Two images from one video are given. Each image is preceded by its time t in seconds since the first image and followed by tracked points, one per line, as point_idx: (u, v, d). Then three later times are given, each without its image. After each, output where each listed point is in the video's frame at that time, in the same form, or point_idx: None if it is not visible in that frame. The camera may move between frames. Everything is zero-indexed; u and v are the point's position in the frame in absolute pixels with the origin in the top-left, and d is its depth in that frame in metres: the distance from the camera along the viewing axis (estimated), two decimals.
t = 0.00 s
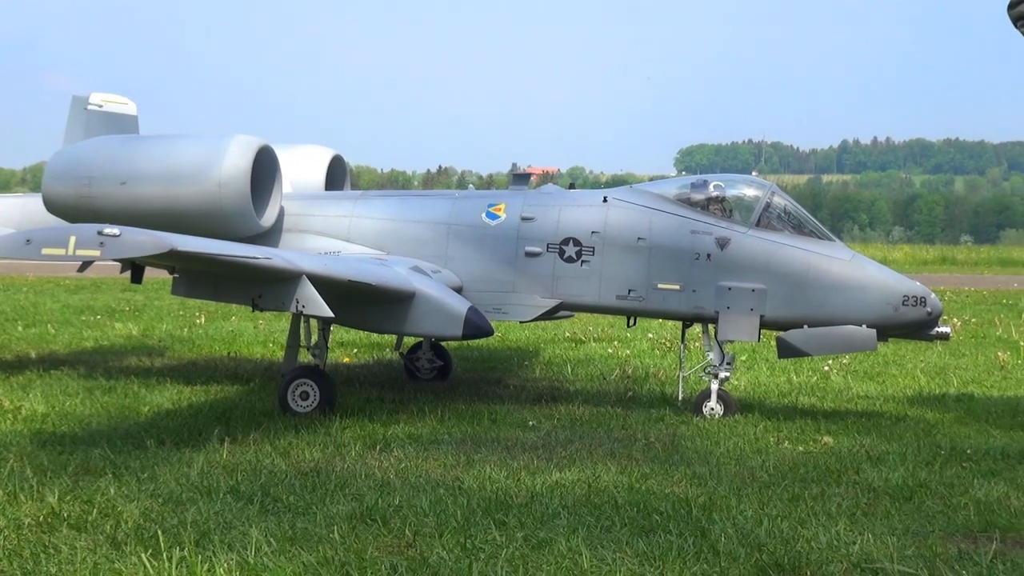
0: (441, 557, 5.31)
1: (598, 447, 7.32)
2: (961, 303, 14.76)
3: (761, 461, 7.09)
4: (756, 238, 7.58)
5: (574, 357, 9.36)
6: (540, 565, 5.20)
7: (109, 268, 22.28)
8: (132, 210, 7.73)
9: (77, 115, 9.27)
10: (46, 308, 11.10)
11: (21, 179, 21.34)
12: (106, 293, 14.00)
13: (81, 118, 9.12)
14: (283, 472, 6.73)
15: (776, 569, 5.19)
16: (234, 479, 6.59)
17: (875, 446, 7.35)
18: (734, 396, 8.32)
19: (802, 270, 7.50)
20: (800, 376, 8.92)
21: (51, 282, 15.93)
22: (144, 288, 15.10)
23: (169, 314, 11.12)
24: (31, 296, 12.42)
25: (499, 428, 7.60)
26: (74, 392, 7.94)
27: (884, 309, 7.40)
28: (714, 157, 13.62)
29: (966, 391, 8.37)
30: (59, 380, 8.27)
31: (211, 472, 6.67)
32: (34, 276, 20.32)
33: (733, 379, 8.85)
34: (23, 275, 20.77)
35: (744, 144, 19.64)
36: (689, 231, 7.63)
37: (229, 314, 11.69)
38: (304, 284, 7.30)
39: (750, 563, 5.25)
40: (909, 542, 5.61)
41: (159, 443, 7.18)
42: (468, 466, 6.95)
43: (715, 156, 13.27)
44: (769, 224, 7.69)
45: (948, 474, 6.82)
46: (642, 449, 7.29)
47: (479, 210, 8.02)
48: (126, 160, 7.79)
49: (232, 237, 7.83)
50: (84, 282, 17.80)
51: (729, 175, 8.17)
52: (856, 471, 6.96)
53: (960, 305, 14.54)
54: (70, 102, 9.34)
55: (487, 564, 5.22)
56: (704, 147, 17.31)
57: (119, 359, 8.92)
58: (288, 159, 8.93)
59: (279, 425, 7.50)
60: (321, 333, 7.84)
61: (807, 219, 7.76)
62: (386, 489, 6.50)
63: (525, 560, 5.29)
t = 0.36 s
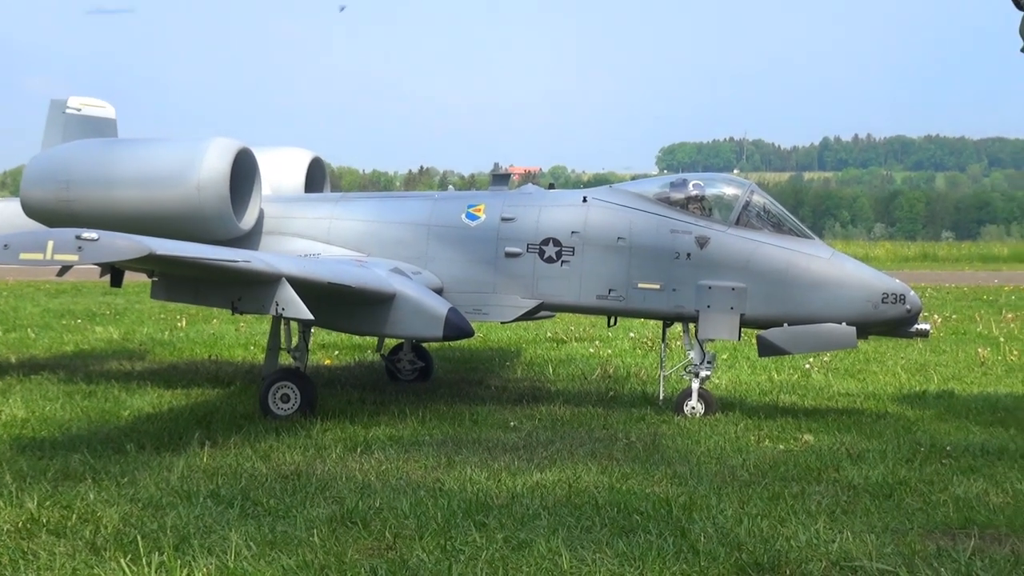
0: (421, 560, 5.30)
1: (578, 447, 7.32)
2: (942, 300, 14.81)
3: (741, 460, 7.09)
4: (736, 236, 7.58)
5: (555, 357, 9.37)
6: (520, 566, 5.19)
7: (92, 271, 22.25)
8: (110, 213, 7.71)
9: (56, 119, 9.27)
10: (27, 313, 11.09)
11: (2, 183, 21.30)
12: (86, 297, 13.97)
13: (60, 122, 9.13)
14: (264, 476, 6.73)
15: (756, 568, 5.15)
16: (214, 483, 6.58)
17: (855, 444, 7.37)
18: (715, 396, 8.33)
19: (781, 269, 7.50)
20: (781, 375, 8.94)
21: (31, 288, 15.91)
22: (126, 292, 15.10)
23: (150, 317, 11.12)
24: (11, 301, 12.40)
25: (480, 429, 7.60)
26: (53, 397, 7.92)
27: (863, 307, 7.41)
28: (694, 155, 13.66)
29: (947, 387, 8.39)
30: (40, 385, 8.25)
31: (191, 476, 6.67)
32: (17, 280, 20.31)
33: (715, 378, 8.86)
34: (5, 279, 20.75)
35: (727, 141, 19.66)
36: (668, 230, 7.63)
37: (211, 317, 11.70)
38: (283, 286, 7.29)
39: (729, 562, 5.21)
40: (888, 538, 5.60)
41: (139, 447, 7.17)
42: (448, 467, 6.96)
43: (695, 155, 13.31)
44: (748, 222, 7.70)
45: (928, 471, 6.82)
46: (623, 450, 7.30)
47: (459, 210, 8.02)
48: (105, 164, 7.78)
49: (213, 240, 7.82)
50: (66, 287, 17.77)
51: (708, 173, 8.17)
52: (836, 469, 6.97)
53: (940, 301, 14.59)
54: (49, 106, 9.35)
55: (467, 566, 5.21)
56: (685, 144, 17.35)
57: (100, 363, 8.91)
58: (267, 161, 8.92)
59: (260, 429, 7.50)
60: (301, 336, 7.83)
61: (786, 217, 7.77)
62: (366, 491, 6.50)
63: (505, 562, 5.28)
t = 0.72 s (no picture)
0: (404, 560, 5.29)
1: (563, 447, 7.32)
2: (926, 300, 14.91)
3: (725, 460, 7.10)
4: (720, 237, 7.59)
5: (540, 357, 9.38)
6: (503, 566, 5.18)
7: (77, 272, 22.20)
8: (93, 213, 7.71)
9: (39, 119, 9.26)
10: (11, 313, 11.06)
11: None
12: (70, 297, 13.96)
13: (43, 122, 9.12)
14: (248, 476, 6.73)
15: (739, 568, 5.12)
16: (197, 483, 6.57)
17: (839, 443, 7.39)
18: (699, 396, 8.33)
19: (765, 269, 7.51)
20: (765, 375, 8.95)
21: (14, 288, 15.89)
22: (109, 292, 15.07)
23: (134, 318, 11.10)
24: None
25: (464, 429, 7.59)
26: (37, 397, 7.90)
27: (847, 307, 7.42)
28: (679, 155, 13.69)
29: (931, 387, 8.41)
30: (23, 386, 8.23)
31: (174, 477, 6.66)
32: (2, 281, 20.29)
33: (699, 377, 8.87)
34: None
35: (712, 142, 19.71)
36: (653, 230, 7.64)
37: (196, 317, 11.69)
38: (267, 286, 7.29)
39: (713, 562, 5.18)
40: (870, 537, 5.59)
41: (122, 447, 7.14)
42: (433, 467, 6.96)
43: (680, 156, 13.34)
44: (732, 223, 7.71)
45: (911, 471, 6.84)
46: (607, 450, 7.30)
47: (443, 210, 8.02)
48: (89, 165, 7.77)
49: (197, 240, 7.81)
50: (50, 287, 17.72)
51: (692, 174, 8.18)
52: (820, 469, 6.99)
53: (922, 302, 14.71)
54: (33, 106, 9.34)
55: (450, 565, 5.20)
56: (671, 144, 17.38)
57: (84, 363, 8.89)
58: (252, 162, 8.92)
59: (244, 429, 7.48)
60: (286, 336, 7.82)
61: (770, 217, 7.78)
62: (350, 492, 6.50)
63: (488, 561, 5.27)
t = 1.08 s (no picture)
0: (402, 562, 5.30)
1: (560, 449, 7.32)
2: (922, 302, 14.96)
3: (722, 462, 7.12)
4: (717, 239, 7.60)
5: (536, 359, 9.38)
6: (503, 568, 5.18)
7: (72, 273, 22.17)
8: (89, 214, 7.69)
9: (35, 119, 9.25)
10: (7, 314, 11.04)
11: None
12: (65, 298, 13.96)
13: (39, 123, 9.11)
14: (245, 478, 6.72)
15: (737, 570, 5.12)
16: (195, 485, 6.57)
17: (836, 445, 7.41)
18: (696, 397, 8.33)
19: (761, 271, 7.52)
20: (762, 376, 8.96)
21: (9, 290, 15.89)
22: (104, 292, 15.04)
23: (130, 319, 11.09)
24: None
25: (461, 430, 7.59)
26: (33, 399, 7.88)
27: (843, 309, 7.44)
28: (674, 157, 13.71)
29: (927, 389, 8.43)
30: (19, 387, 8.21)
31: (171, 479, 6.65)
32: None
33: (696, 379, 8.88)
34: None
35: (706, 143, 19.76)
36: (649, 232, 7.64)
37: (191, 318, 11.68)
38: (264, 288, 7.28)
39: (711, 564, 5.19)
40: (867, 539, 5.59)
41: (119, 449, 7.14)
42: (430, 469, 6.96)
43: (675, 158, 13.37)
44: (728, 225, 7.72)
45: (908, 473, 6.85)
46: (604, 452, 7.30)
47: (440, 212, 8.02)
48: (85, 166, 7.76)
49: (193, 242, 7.81)
50: (44, 288, 17.70)
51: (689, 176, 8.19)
52: (817, 471, 7.00)
53: (918, 303, 14.76)
54: (28, 107, 9.33)
55: (449, 567, 5.20)
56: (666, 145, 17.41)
57: (80, 365, 8.88)
58: (248, 163, 8.91)
59: (241, 430, 7.47)
60: (282, 338, 7.80)
61: (767, 220, 7.78)
62: (348, 494, 6.50)
63: (486, 564, 5.28)
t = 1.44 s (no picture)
0: (423, 565, 5.29)
1: (578, 451, 7.32)
2: (938, 301, 14.91)
3: (741, 463, 7.11)
4: (733, 239, 7.60)
5: (552, 361, 9.38)
6: (524, 570, 5.17)
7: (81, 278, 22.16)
8: (106, 220, 7.71)
9: (51, 126, 9.28)
10: (23, 320, 11.07)
11: None
12: (81, 304, 14.00)
13: (55, 130, 9.14)
14: (264, 482, 6.73)
15: (758, 571, 5.11)
16: (214, 490, 6.58)
17: (854, 445, 7.40)
18: (713, 398, 8.32)
19: (778, 271, 7.52)
20: (779, 377, 8.95)
21: (26, 296, 15.94)
22: (119, 297, 15.04)
23: (146, 324, 11.11)
24: (6, 309, 12.39)
25: (479, 433, 7.59)
26: (52, 404, 7.90)
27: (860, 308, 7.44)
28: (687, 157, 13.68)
29: (944, 388, 8.41)
30: (37, 393, 8.23)
31: (191, 484, 6.66)
32: (10, 289, 20.38)
33: (712, 380, 8.87)
34: None
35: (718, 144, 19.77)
36: (665, 233, 7.64)
37: (207, 323, 11.69)
38: (281, 292, 7.30)
39: (731, 565, 5.19)
40: (887, 538, 5.56)
41: (138, 454, 7.15)
42: (449, 472, 6.96)
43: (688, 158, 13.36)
44: (744, 225, 7.71)
45: (927, 472, 6.84)
46: (622, 453, 7.29)
47: (455, 215, 8.02)
48: (100, 172, 7.77)
49: (210, 247, 7.82)
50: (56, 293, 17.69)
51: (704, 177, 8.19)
52: (836, 471, 6.99)
53: (934, 303, 14.71)
54: (44, 114, 9.36)
55: (470, 570, 5.19)
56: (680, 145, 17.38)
57: (97, 370, 8.89)
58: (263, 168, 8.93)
59: (259, 434, 7.47)
60: (299, 342, 7.80)
61: (782, 220, 7.78)
62: (367, 497, 6.49)
63: (508, 566, 5.27)
